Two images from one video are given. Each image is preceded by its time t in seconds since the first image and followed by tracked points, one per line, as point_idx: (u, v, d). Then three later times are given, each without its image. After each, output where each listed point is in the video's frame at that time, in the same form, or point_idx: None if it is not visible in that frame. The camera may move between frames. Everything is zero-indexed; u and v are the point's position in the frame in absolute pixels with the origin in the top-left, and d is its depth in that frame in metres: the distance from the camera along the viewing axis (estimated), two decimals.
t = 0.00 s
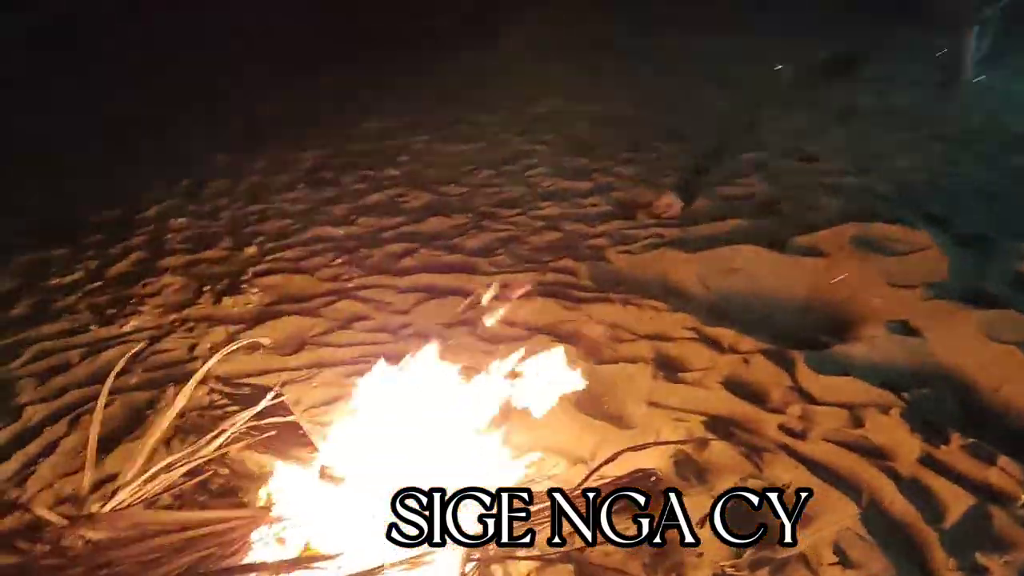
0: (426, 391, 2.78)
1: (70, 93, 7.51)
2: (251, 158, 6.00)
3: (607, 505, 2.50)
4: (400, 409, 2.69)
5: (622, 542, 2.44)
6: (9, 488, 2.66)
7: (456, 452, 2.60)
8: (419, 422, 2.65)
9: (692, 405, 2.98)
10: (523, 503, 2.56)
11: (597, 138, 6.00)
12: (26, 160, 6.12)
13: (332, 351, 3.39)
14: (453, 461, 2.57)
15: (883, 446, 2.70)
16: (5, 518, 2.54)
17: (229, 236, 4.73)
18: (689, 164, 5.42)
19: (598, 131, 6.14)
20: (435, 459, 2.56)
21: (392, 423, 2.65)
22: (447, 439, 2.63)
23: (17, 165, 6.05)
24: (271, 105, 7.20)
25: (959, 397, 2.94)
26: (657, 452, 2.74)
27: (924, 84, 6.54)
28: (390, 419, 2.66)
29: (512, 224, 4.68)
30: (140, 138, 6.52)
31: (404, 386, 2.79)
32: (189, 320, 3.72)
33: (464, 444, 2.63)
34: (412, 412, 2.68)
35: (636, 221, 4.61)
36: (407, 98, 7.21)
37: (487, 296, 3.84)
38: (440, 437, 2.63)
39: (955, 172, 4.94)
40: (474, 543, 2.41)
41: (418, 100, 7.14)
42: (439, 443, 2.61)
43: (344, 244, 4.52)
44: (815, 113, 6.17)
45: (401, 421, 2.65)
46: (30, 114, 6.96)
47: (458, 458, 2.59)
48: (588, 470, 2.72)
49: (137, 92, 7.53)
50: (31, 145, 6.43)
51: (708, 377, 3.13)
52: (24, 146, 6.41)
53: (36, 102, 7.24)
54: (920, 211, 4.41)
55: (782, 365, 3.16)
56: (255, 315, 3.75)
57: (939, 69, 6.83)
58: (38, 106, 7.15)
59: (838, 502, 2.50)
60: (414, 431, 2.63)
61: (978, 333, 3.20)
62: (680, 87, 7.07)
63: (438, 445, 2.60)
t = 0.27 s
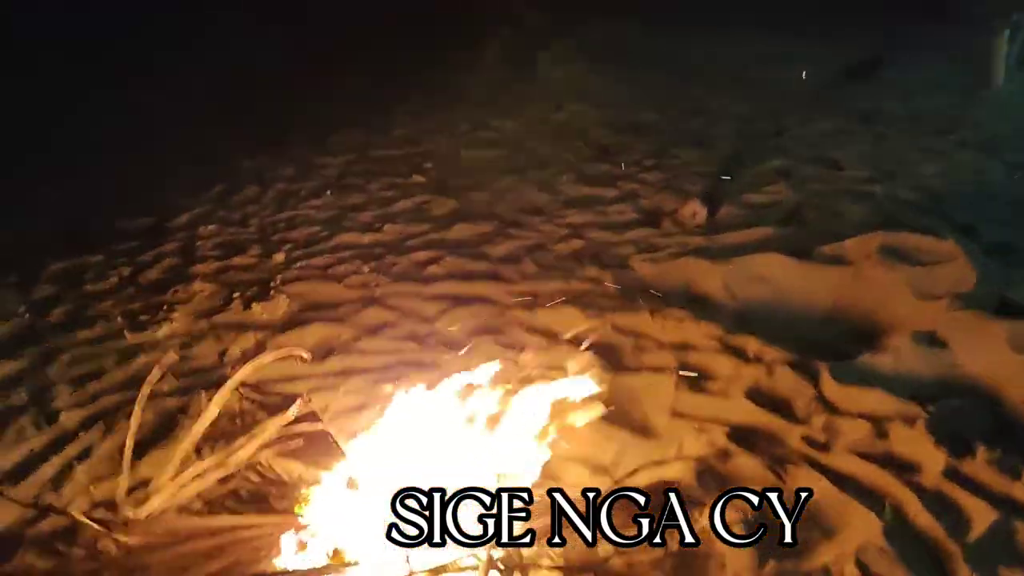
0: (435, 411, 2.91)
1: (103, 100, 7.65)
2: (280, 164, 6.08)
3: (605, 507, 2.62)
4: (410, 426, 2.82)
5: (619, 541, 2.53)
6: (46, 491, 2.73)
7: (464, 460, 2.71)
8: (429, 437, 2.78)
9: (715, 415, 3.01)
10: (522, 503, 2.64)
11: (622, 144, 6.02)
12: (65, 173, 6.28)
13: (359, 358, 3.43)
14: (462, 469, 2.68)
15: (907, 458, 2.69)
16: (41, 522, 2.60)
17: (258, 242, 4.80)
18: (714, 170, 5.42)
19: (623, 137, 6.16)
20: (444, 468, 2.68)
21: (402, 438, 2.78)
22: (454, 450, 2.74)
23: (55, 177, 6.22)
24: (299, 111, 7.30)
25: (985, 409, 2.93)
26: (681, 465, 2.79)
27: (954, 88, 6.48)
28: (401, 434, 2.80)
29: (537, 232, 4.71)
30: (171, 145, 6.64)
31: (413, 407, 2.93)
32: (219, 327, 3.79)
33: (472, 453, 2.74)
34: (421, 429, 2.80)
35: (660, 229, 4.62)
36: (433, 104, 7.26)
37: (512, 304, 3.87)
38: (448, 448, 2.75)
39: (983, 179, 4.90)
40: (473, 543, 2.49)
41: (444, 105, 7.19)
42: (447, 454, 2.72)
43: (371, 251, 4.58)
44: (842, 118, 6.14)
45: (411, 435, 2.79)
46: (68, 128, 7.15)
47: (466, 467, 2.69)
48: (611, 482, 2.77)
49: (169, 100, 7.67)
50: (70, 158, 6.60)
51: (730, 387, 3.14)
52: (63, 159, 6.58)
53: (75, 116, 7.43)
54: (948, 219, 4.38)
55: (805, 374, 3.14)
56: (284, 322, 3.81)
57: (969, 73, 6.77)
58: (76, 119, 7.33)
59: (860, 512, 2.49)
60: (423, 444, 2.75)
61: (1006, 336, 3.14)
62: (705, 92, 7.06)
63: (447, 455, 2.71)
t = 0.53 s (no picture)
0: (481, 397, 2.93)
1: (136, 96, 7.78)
2: (309, 161, 6.17)
3: (606, 506, 2.57)
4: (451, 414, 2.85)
5: (621, 542, 2.48)
6: (84, 472, 2.79)
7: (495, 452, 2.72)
8: (466, 425, 2.81)
9: (740, 407, 3.02)
10: (523, 504, 2.59)
11: (648, 143, 6.04)
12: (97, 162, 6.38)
13: (387, 348, 3.49)
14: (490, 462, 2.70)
15: (931, 452, 2.71)
16: (80, 503, 2.65)
17: (288, 236, 4.89)
18: (740, 169, 5.43)
19: (649, 136, 6.18)
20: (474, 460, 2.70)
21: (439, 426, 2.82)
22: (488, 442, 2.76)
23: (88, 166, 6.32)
24: (328, 109, 7.39)
25: (1012, 405, 2.92)
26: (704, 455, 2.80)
27: (984, 87, 6.44)
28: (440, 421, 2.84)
29: (563, 228, 4.75)
30: (203, 142, 6.75)
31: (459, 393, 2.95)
32: (251, 317, 3.87)
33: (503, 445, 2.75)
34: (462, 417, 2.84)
35: (685, 226, 4.64)
36: (460, 103, 7.33)
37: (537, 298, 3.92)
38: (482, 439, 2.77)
39: (1013, 178, 4.88)
40: (472, 544, 2.48)
41: (471, 104, 7.25)
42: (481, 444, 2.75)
43: (399, 245, 4.64)
44: (869, 117, 6.12)
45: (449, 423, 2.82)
46: (100, 117, 7.25)
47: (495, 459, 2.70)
48: (635, 470, 2.77)
49: (201, 97, 7.79)
50: (101, 147, 6.70)
51: (755, 380, 3.16)
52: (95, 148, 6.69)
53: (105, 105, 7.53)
54: (976, 217, 4.37)
55: (830, 370, 3.17)
56: (314, 314, 3.88)
57: (1000, 72, 6.72)
58: (107, 109, 7.44)
59: (884, 505, 2.51)
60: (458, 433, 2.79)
61: None
62: (732, 91, 7.06)
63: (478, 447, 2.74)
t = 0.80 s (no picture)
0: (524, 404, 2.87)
1: (159, 87, 7.86)
2: (331, 151, 6.23)
3: (606, 507, 2.50)
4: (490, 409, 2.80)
5: (622, 543, 2.46)
6: (119, 453, 2.87)
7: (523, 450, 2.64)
8: (497, 417, 2.76)
9: (760, 397, 3.05)
10: (523, 504, 2.49)
11: (668, 135, 6.06)
12: (123, 151, 6.47)
13: (411, 336, 3.55)
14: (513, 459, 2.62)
15: (952, 442, 2.74)
16: (116, 481, 2.73)
17: (311, 225, 4.95)
18: (760, 161, 5.44)
19: (669, 128, 6.20)
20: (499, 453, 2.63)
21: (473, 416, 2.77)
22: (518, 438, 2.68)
23: (113, 155, 6.41)
24: (349, 100, 7.45)
25: None
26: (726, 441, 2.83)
27: (1007, 81, 6.42)
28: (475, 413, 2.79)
29: (583, 219, 4.78)
30: (225, 132, 6.82)
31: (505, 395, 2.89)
32: (277, 305, 3.93)
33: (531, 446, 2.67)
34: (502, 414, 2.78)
35: (705, 217, 4.66)
36: (480, 94, 7.36)
37: (558, 288, 3.96)
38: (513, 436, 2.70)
39: None
40: (472, 544, 2.44)
41: (491, 95, 7.29)
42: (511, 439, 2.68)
43: (421, 235, 4.69)
44: (891, 110, 6.11)
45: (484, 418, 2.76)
46: (125, 109, 7.35)
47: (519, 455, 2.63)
48: (657, 456, 2.80)
49: (224, 88, 7.87)
50: (126, 137, 6.80)
51: (775, 371, 3.19)
52: (121, 138, 6.78)
53: (130, 97, 7.64)
54: (998, 211, 4.38)
55: (850, 362, 3.19)
56: (338, 301, 3.93)
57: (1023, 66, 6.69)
58: (132, 101, 7.54)
59: (903, 493, 2.54)
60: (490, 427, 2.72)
61: None
62: (752, 83, 7.06)
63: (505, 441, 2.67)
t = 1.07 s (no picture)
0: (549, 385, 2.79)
1: (171, 83, 7.91)
2: (342, 146, 6.25)
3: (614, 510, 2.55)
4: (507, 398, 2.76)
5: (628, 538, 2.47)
6: (133, 446, 2.90)
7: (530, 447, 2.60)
8: (510, 408, 2.71)
9: (770, 394, 3.06)
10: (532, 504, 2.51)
11: (678, 130, 6.06)
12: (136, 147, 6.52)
13: (422, 332, 3.57)
14: (522, 456, 2.57)
15: (962, 439, 2.74)
16: (132, 474, 2.76)
17: (322, 220, 4.98)
18: (771, 157, 5.44)
19: (679, 124, 6.19)
20: (506, 449, 2.59)
21: (489, 409, 2.73)
22: (528, 431, 2.62)
23: (125, 151, 6.45)
24: (360, 95, 7.47)
25: None
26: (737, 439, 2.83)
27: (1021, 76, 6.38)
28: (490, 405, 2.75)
29: (593, 215, 4.79)
30: (237, 127, 6.85)
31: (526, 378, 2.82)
32: (289, 300, 3.96)
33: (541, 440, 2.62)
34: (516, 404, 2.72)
35: (715, 213, 4.67)
36: (491, 89, 7.37)
37: (568, 284, 3.97)
38: (524, 427, 2.64)
39: None
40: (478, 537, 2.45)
41: (501, 91, 7.30)
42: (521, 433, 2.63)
43: (431, 230, 4.71)
44: (903, 105, 6.08)
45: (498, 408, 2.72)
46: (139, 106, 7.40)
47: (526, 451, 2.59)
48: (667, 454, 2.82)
49: (235, 85, 7.91)
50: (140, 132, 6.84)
51: (785, 368, 3.20)
52: (133, 133, 6.83)
53: (143, 94, 7.69)
54: (1011, 207, 4.36)
55: (860, 359, 3.20)
56: (349, 297, 3.95)
57: None
58: (145, 97, 7.60)
59: (913, 492, 2.54)
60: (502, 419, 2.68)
61: None
62: (763, 79, 7.04)
63: (515, 436, 2.62)
